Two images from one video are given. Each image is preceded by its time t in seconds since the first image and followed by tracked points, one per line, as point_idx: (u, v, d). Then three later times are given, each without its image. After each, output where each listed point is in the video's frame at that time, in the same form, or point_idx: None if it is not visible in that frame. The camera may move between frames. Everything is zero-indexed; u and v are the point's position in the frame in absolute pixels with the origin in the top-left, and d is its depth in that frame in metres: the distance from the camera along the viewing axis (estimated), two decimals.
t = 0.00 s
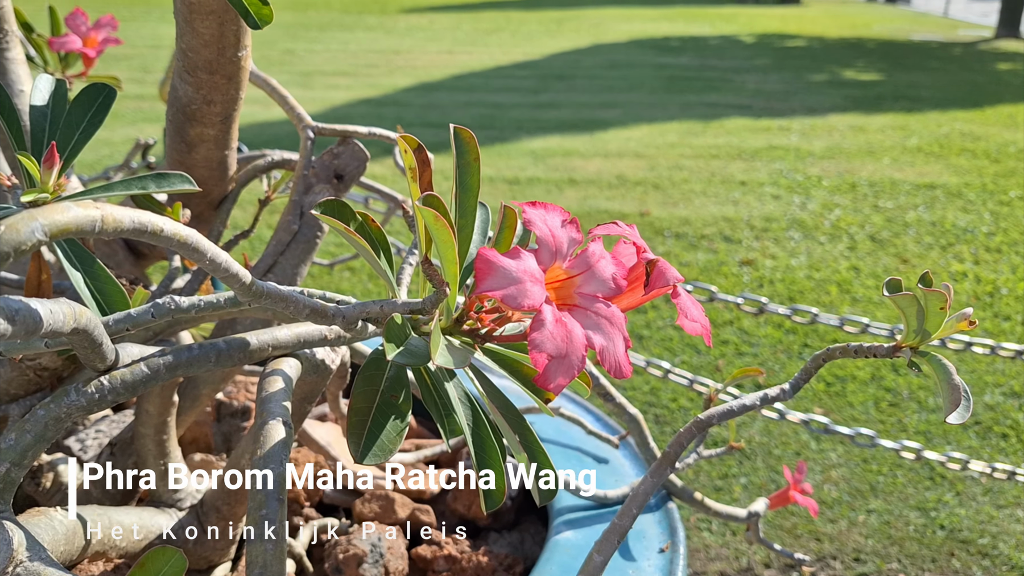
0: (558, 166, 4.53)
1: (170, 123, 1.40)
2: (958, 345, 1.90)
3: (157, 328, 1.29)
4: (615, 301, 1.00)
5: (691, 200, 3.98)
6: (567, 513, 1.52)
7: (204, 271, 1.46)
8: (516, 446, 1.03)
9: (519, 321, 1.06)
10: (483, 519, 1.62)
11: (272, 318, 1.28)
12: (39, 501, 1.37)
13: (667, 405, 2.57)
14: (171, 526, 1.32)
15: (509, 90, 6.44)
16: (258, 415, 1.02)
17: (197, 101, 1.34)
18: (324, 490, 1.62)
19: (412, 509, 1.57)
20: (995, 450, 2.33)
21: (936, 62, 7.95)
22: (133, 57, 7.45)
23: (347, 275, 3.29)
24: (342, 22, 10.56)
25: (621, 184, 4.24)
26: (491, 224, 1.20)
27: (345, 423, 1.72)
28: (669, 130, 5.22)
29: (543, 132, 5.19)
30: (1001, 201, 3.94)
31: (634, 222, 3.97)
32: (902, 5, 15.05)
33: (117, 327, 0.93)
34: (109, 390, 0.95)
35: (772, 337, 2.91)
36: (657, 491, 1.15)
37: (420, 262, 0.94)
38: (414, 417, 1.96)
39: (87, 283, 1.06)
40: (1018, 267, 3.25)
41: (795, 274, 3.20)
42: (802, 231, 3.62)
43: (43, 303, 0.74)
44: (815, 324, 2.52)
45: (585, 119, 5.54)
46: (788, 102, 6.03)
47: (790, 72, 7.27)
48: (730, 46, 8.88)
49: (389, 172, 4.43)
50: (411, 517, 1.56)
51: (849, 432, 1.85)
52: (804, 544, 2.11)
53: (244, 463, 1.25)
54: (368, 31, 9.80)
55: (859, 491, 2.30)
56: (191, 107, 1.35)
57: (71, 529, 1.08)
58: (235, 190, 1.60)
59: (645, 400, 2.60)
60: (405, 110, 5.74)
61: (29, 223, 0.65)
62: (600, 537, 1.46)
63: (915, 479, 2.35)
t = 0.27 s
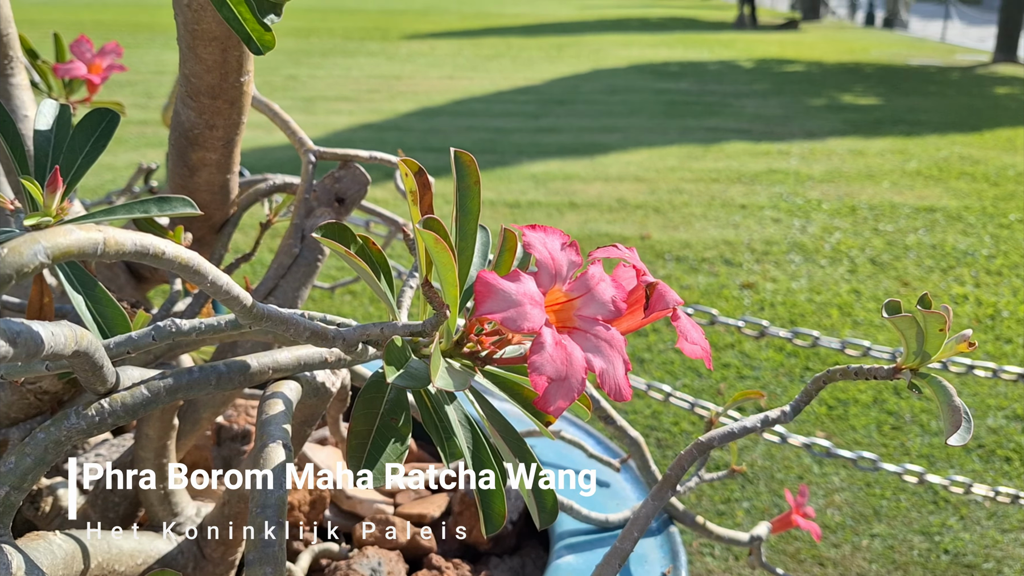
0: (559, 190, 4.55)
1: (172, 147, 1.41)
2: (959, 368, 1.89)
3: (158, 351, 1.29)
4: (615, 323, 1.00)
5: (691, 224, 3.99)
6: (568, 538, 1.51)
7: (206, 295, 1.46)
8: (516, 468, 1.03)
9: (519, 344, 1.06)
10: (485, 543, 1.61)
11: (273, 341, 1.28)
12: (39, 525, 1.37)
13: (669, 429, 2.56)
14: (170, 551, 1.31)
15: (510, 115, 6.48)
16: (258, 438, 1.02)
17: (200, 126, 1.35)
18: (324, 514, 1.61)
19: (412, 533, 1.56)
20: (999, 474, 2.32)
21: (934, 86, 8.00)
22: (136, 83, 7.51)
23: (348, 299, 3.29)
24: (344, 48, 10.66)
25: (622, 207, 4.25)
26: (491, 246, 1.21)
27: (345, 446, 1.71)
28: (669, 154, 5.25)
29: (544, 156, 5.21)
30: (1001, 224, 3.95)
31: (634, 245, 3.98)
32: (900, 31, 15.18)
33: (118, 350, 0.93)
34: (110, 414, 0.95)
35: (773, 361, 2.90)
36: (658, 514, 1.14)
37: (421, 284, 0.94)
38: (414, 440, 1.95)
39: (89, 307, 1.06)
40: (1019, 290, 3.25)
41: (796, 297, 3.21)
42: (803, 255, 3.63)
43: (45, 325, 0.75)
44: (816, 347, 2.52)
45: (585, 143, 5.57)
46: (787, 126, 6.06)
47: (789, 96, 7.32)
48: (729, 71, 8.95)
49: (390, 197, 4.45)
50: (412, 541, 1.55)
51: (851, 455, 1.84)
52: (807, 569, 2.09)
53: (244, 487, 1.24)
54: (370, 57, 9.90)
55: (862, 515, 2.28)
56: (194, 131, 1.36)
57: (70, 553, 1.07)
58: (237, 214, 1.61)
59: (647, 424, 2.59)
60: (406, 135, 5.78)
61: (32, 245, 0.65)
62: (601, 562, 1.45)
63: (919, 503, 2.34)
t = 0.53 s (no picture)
0: (560, 218, 4.56)
1: (178, 177, 1.43)
2: (962, 395, 1.89)
3: (161, 379, 1.29)
4: (619, 350, 1.00)
5: (692, 251, 4.00)
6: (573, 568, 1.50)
7: (210, 323, 1.47)
8: (521, 497, 1.02)
9: (523, 372, 1.06)
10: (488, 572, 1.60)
11: (277, 368, 1.28)
12: (40, 555, 1.35)
13: (672, 458, 2.54)
14: None
15: (511, 143, 6.53)
16: (262, 466, 1.02)
17: (206, 155, 1.36)
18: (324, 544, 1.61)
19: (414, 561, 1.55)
20: (1003, 502, 2.30)
21: (932, 115, 8.06)
22: (141, 113, 7.58)
23: (350, 326, 3.29)
24: (346, 78, 10.76)
25: (623, 235, 4.27)
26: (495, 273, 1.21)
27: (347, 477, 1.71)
28: (669, 182, 5.28)
29: (545, 184, 5.24)
30: (1002, 251, 3.96)
31: (636, 273, 3.99)
32: (898, 60, 15.32)
33: (123, 377, 0.93)
34: (113, 442, 0.95)
35: (776, 389, 2.89)
36: (662, 542, 1.14)
37: (425, 311, 0.94)
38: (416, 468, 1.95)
39: (95, 334, 1.07)
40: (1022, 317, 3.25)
41: (798, 324, 3.21)
42: (804, 282, 3.63)
43: (52, 353, 0.75)
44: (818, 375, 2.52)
45: (586, 172, 5.60)
46: (787, 155, 6.10)
47: (788, 125, 7.37)
48: (729, 100, 9.02)
49: (392, 225, 4.47)
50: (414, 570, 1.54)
51: (854, 483, 1.82)
52: None
53: (247, 516, 1.24)
54: (372, 87, 9.99)
55: (867, 544, 2.26)
56: (200, 161, 1.37)
57: None
58: (241, 242, 1.62)
59: (650, 452, 2.58)
60: (408, 163, 5.82)
61: (42, 274, 0.66)
62: None
63: (924, 532, 2.32)
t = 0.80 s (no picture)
0: (561, 241, 4.57)
1: (181, 203, 1.43)
2: (965, 419, 1.88)
3: (162, 406, 1.29)
4: (621, 376, 1.00)
5: (693, 275, 4.00)
6: None
7: (211, 348, 1.47)
8: (523, 525, 1.02)
9: (525, 398, 1.06)
10: None
11: (278, 395, 1.28)
12: None
13: (675, 482, 2.53)
14: None
15: (512, 167, 6.55)
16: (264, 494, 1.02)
17: (209, 182, 1.37)
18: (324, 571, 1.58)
19: None
20: (1008, 526, 2.28)
21: (932, 138, 8.09)
22: (143, 138, 7.62)
23: (351, 350, 3.29)
24: (348, 102, 10.83)
25: (624, 258, 4.27)
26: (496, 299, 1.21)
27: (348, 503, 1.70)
28: (670, 205, 5.29)
29: (546, 207, 5.26)
30: (1003, 274, 3.96)
31: (637, 296, 3.99)
32: (897, 83, 15.42)
33: (124, 406, 0.93)
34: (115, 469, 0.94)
35: (779, 412, 2.88)
36: (665, 570, 1.14)
37: (426, 338, 0.94)
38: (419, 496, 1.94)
39: (96, 361, 1.07)
40: None
41: (800, 348, 3.20)
42: (806, 305, 3.63)
43: (54, 383, 0.75)
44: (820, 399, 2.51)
45: (587, 195, 5.62)
46: (788, 178, 6.11)
47: (788, 149, 7.40)
48: (729, 123, 9.07)
49: (393, 248, 4.48)
50: None
51: (859, 508, 1.81)
52: None
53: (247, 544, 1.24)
54: (373, 111, 10.05)
55: (871, 569, 2.24)
56: (203, 188, 1.38)
57: None
58: (243, 268, 1.62)
59: (652, 477, 2.57)
60: (409, 187, 5.84)
61: (45, 302, 0.67)
62: None
63: (929, 556, 2.30)
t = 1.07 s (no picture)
0: (561, 257, 4.58)
1: (179, 219, 1.44)
2: (966, 435, 1.87)
3: (158, 421, 1.28)
4: (615, 391, 1.00)
5: (694, 291, 4.00)
6: None
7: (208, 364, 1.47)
8: (518, 539, 1.01)
9: (520, 412, 1.05)
10: None
11: (274, 411, 1.28)
12: None
13: (675, 499, 2.52)
14: None
15: (512, 184, 6.56)
16: (257, 509, 1.01)
17: (207, 198, 1.37)
18: None
19: None
20: (1010, 543, 2.26)
21: (931, 155, 8.10)
22: (144, 156, 7.65)
23: (350, 367, 3.29)
24: (349, 120, 10.87)
25: (624, 274, 4.27)
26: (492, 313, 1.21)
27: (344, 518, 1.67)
28: (670, 222, 5.30)
29: (546, 224, 5.27)
30: (1003, 290, 3.96)
31: (637, 312, 3.99)
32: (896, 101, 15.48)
33: (119, 420, 0.93)
34: (109, 484, 0.95)
35: (779, 429, 2.87)
36: None
37: (421, 352, 0.94)
38: (416, 512, 1.92)
39: (92, 376, 1.07)
40: None
41: (800, 364, 3.20)
42: (806, 321, 3.63)
43: (47, 396, 0.75)
44: (821, 415, 2.50)
45: (587, 211, 5.63)
46: (787, 195, 6.12)
47: (788, 166, 7.41)
48: (728, 140, 9.09)
49: (393, 265, 4.48)
50: None
51: (859, 524, 1.80)
52: None
53: (242, 559, 1.23)
54: (374, 129, 10.09)
55: None
56: (201, 204, 1.39)
57: None
58: (241, 284, 1.63)
59: (653, 494, 2.55)
60: (409, 204, 5.85)
61: (39, 315, 0.67)
62: None
63: (930, 573, 2.29)
